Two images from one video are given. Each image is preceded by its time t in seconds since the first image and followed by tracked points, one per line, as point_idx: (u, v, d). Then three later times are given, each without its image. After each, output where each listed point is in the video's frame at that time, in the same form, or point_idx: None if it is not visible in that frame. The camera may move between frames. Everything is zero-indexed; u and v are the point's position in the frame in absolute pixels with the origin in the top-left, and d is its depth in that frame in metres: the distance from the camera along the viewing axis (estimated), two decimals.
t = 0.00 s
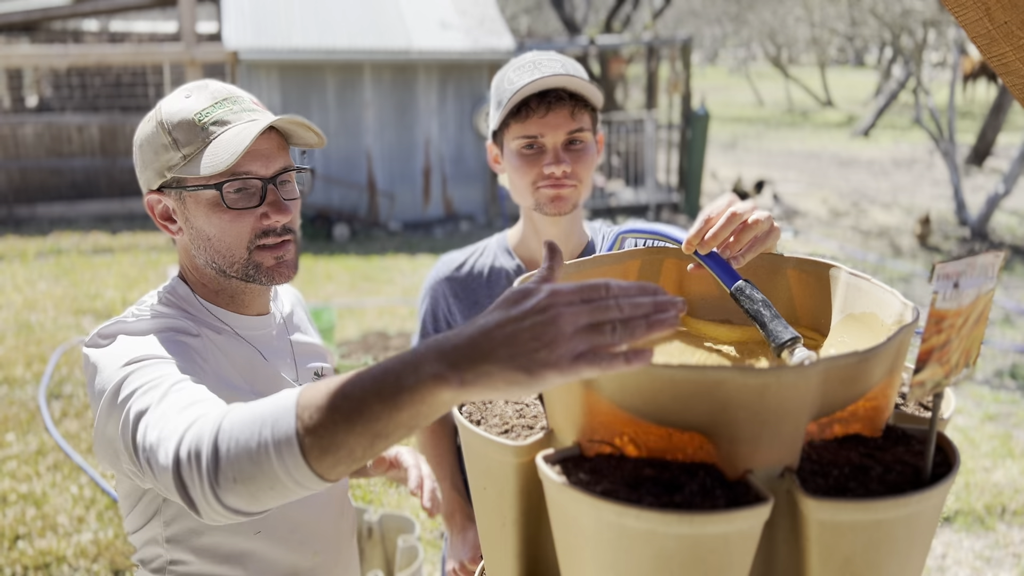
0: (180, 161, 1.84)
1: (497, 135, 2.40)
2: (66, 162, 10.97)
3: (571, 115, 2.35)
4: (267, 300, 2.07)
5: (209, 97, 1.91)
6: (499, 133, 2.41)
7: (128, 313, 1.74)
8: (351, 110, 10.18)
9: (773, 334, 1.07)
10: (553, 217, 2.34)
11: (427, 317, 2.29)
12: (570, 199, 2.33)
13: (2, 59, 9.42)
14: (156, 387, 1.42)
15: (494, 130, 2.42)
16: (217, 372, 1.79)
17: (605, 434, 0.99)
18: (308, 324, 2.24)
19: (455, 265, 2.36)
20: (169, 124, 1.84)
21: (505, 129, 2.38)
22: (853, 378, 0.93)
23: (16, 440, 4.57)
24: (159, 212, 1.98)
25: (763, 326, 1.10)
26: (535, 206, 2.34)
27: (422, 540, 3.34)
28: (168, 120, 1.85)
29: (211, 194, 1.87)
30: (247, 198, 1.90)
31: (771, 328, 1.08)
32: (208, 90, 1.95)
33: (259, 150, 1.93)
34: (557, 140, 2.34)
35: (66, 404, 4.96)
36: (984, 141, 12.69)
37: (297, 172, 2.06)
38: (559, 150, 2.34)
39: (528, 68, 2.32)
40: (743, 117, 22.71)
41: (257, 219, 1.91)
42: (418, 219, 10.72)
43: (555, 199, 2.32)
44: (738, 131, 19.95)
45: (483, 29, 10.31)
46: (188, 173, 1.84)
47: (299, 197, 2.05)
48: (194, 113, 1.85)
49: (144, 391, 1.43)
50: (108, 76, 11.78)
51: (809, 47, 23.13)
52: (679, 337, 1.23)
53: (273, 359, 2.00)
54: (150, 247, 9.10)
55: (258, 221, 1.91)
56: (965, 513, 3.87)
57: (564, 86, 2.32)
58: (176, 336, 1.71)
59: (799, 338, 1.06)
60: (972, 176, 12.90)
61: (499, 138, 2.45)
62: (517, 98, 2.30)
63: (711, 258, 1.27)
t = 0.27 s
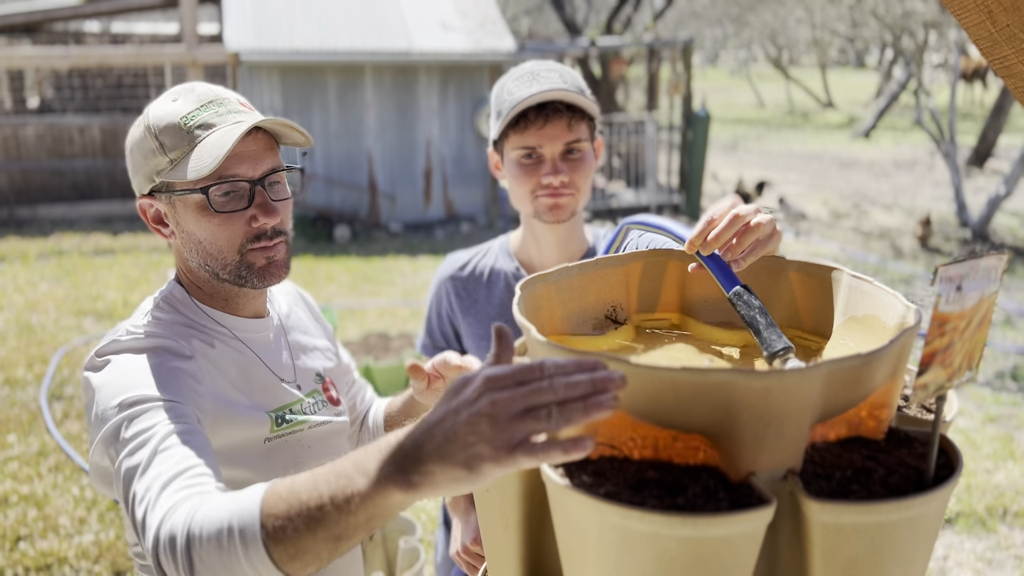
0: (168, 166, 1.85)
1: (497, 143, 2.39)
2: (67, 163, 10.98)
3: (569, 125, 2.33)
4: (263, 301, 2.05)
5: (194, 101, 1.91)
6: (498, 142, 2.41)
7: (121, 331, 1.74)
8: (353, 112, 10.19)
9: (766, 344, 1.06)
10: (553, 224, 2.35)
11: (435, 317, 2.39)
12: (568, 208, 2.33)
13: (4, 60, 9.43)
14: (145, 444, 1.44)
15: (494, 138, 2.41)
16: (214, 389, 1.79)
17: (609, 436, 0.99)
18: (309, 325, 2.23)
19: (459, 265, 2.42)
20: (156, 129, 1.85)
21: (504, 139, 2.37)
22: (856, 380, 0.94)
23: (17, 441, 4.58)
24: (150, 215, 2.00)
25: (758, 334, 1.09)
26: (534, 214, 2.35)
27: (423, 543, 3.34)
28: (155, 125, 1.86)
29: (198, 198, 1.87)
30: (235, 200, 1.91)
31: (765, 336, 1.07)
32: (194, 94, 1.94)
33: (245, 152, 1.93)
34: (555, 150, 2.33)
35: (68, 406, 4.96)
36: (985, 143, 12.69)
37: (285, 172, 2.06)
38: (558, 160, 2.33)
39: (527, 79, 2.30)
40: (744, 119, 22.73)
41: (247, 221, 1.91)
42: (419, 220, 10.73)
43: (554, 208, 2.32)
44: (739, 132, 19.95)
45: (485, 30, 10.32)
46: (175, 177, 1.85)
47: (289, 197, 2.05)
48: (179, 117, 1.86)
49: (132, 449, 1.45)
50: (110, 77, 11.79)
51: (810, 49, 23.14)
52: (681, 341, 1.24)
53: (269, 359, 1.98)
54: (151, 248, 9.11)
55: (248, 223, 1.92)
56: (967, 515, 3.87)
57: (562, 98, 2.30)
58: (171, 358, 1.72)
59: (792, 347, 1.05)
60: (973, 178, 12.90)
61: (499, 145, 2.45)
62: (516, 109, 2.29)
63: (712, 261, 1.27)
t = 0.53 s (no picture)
0: (167, 181, 1.86)
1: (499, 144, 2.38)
2: (68, 164, 10.99)
3: (573, 128, 2.32)
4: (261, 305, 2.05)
5: (200, 115, 1.90)
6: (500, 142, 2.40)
7: (101, 365, 1.71)
8: (354, 114, 10.20)
9: (767, 349, 1.05)
10: (555, 226, 2.36)
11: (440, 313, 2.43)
12: (570, 210, 2.34)
13: (6, 62, 9.43)
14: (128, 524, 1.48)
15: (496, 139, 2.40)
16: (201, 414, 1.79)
17: (611, 438, 0.98)
18: (314, 327, 2.22)
19: (461, 261, 2.49)
20: (160, 140, 1.86)
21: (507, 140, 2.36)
22: (857, 383, 0.94)
23: (19, 442, 4.58)
24: (146, 219, 1.99)
25: (759, 339, 1.09)
26: (537, 215, 2.35)
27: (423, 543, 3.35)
28: (159, 134, 1.86)
29: (194, 220, 1.87)
30: (232, 224, 1.90)
31: (765, 342, 1.07)
32: (201, 107, 1.91)
33: (251, 176, 1.92)
34: (559, 153, 2.33)
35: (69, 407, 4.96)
36: (986, 144, 12.69)
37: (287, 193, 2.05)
38: (561, 163, 2.33)
39: (532, 82, 2.29)
40: (744, 120, 22.73)
41: (240, 245, 1.91)
42: (420, 221, 10.74)
43: (557, 210, 2.33)
44: (739, 134, 19.96)
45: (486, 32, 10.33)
46: (174, 196, 1.86)
47: (289, 218, 2.05)
48: (185, 134, 1.86)
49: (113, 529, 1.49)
50: (111, 79, 11.80)
51: (810, 50, 23.15)
52: (685, 345, 1.23)
53: (265, 364, 1.99)
54: (152, 249, 9.11)
55: (243, 245, 1.91)
56: (968, 516, 3.87)
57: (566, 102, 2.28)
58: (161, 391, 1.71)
59: (792, 352, 1.05)
60: (974, 179, 12.91)
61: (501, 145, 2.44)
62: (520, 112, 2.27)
63: (716, 264, 1.27)
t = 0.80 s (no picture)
0: (175, 191, 1.86)
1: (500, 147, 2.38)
2: (70, 165, 11.00)
3: (574, 134, 2.33)
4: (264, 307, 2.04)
5: (207, 125, 1.89)
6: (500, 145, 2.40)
7: (95, 376, 1.69)
8: (355, 115, 10.21)
9: (774, 349, 1.06)
10: (554, 230, 2.36)
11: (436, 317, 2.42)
12: (570, 214, 2.34)
13: (8, 63, 9.44)
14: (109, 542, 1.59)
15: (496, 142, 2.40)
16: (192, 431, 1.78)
17: (614, 440, 0.99)
18: (314, 330, 2.20)
19: (462, 261, 2.44)
20: (165, 149, 1.84)
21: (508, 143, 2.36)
22: (860, 383, 0.94)
23: (21, 443, 4.59)
24: (150, 225, 1.99)
25: (765, 339, 1.09)
26: (537, 218, 2.35)
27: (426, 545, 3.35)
28: (164, 142, 1.84)
29: (202, 228, 1.88)
30: (239, 229, 1.90)
31: (773, 342, 1.08)
32: (206, 115, 1.90)
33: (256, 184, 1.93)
34: (560, 158, 2.34)
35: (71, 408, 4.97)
36: (988, 146, 12.68)
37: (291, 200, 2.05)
38: (562, 168, 2.35)
39: (534, 87, 2.29)
40: (746, 122, 22.72)
41: (247, 250, 1.91)
42: (422, 223, 10.74)
43: (557, 214, 2.33)
44: (740, 136, 19.97)
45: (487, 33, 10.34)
46: (182, 204, 1.86)
47: (292, 224, 2.04)
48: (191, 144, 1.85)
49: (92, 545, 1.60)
50: (113, 80, 11.81)
51: (812, 52, 23.15)
52: (689, 347, 1.23)
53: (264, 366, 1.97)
54: (154, 250, 9.12)
55: (250, 252, 1.92)
56: (969, 518, 3.87)
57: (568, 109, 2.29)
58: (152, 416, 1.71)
59: (799, 352, 1.06)
60: (975, 181, 12.90)
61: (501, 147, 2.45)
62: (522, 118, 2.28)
63: (720, 266, 1.27)
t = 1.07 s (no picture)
0: (171, 171, 1.87)
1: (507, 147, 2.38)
2: (72, 166, 11.01)
3: (584, 140, 2.35)
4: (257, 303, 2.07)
5: (202, 110, 1.94)
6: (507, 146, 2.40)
7: (93, 361, 1.76)
8: (357, 115, 10.22)
9: (776, 348, 1.06)
10: (561, 231, 2.35)
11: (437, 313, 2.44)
12: (577, 217, 2.34)
13: (10, 64, 9.44)
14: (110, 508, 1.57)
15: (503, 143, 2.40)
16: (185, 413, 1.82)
17: (617, 438, 0.99)
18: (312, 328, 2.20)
19: (465, 262, 2.45)
20: (161, 134, 1.87)
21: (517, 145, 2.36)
22: (863, 382, 0.95)
23: (22, 444, 4.59)
24: (148, 217, 2.01)
25: (767, 339, 1.10)
26: (544, 219, 2.35)
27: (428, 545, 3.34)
28: (161, 128, 1.88)
29: (200, 206, 1.89)
30: (235, 211, 1.92)
31: (775, 342, 1.08)
32: (202, 103, 1.97)
33: (250, 164, 1.95)
34: (569, 163, 2.35)
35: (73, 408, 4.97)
36: (990, 146, 12.68)
37: (287, 185, 2.08)
38: (571, 172, 2.35)
39: (543, 91, 2.31)
40: (747, 123, 22.73)
41: (244, 231, 1.93)
42: (423, 223, 10.74)
43: (564, 216, 2.33)
44: (742, 137, 19.97)
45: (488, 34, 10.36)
46: (178, 185, 1.87)
47: (288, 210, 2.07)
48: (186, 125, 1.88)
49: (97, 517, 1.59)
50: (115, 81, 11.83)
51: (813, 53, 23.16)
52: (690, 346, 1.24)
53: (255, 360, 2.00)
54: (156, 251, 9.13)
55: (246, 233, 1.93)
56: (971, 519, 3.87)
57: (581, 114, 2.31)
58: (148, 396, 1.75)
59: (801, 352, 1.06)
60: (977, 182, 12.90)
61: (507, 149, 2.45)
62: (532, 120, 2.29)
63: (722, 266, 1.27)
